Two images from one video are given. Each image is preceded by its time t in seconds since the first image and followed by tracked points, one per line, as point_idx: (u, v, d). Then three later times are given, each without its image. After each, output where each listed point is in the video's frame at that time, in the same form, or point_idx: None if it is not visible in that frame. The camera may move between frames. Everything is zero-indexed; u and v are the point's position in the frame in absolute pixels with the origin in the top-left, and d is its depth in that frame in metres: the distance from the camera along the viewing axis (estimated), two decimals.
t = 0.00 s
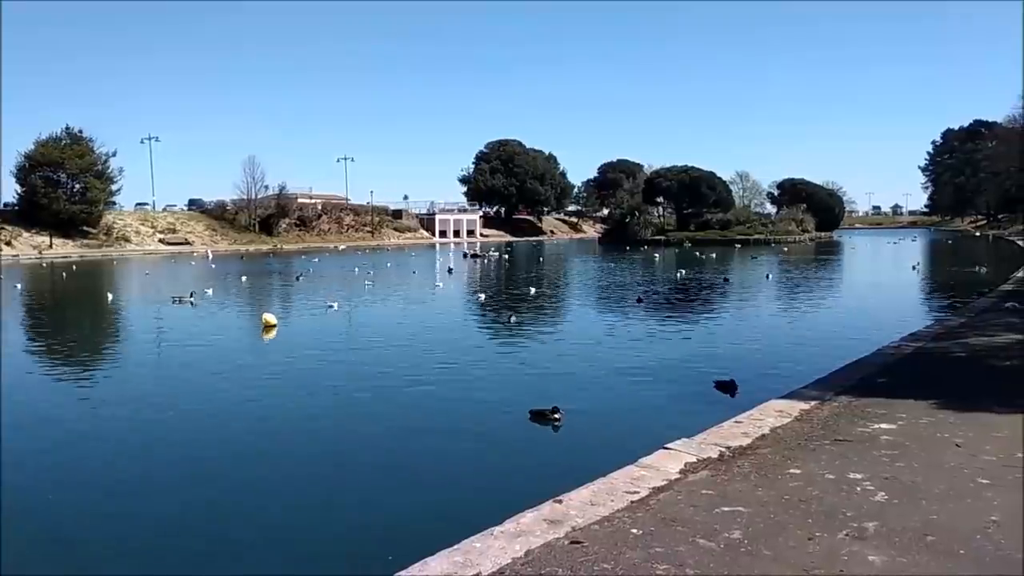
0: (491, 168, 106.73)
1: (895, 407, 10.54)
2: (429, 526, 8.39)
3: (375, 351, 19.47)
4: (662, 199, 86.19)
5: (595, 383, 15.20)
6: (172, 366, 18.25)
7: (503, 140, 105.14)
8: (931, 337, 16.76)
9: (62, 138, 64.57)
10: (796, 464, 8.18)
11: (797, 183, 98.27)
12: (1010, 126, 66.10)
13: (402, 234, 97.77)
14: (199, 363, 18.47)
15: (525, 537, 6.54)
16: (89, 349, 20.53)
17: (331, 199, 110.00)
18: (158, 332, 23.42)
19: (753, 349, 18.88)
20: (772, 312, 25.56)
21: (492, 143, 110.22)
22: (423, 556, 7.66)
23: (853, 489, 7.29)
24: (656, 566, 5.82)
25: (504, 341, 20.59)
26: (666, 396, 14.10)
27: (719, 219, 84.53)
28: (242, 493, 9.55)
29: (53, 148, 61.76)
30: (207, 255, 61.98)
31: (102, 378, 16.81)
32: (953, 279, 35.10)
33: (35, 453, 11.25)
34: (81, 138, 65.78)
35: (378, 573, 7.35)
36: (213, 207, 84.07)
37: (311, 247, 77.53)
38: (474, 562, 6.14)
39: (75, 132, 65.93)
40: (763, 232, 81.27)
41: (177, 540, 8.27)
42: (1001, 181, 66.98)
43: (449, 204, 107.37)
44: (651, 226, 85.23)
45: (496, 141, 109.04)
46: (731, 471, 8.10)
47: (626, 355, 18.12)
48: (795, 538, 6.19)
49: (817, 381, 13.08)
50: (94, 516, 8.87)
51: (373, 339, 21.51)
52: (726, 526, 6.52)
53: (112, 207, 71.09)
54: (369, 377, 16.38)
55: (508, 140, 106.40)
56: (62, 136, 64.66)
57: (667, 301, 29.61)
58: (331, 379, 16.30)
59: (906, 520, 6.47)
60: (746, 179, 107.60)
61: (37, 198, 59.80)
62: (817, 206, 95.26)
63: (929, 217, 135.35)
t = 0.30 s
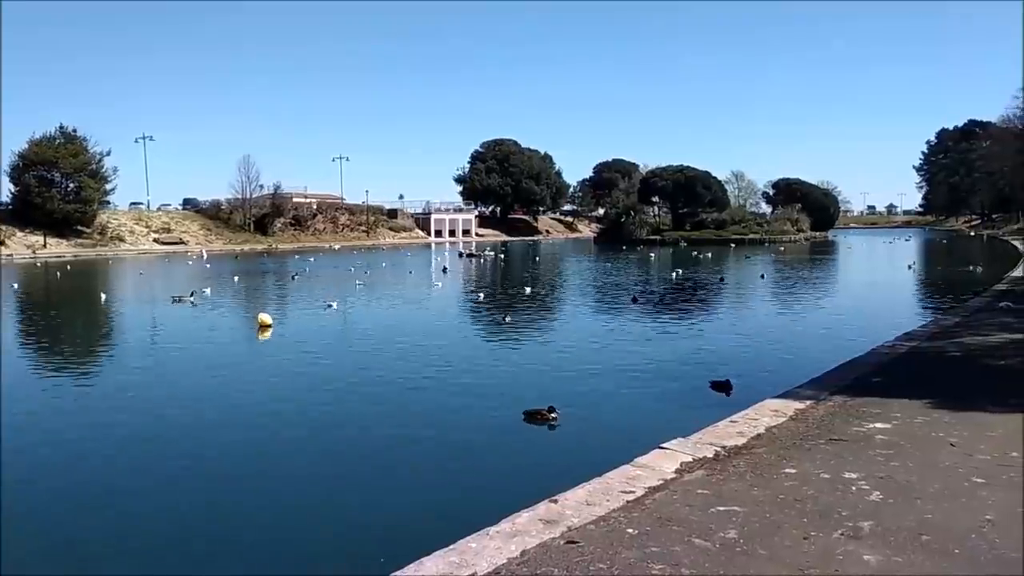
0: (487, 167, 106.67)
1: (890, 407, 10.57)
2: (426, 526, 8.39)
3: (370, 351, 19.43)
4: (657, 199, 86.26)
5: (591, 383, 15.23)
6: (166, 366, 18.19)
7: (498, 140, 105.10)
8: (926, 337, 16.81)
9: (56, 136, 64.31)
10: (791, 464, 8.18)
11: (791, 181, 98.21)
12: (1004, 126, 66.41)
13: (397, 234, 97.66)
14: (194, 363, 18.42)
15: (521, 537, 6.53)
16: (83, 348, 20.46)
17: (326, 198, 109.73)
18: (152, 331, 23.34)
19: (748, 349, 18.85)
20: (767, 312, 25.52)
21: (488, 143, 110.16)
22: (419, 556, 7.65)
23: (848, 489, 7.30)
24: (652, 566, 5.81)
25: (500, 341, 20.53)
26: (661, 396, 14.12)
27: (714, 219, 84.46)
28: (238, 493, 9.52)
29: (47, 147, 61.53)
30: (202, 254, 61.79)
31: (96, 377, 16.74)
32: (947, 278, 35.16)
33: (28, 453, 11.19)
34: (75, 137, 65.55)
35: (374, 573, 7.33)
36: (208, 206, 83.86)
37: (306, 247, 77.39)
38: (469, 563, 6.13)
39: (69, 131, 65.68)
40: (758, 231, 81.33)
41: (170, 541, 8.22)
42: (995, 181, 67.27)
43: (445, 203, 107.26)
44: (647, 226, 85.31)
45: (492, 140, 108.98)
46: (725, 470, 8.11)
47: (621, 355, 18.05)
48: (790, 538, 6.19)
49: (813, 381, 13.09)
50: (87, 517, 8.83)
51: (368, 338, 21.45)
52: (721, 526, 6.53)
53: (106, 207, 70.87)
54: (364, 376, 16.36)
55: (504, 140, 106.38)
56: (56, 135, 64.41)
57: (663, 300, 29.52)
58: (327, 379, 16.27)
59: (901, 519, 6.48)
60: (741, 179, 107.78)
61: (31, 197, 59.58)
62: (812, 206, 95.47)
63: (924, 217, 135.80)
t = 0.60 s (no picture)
0: (481, 167, 106.58)
1: (883, 406, 10.59)
2: (421, 526, 8.38)
3: (363, 351, 19.40)
4: (652, 199, 86.33)
5: (585, 382, 15.27)
6: (161, 365, 18.16)
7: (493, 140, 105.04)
8: (917, 336, 16.91)
9: (49, 136, 63.97)
10: (785, 464, 8.19)
11: (785, 182, 99.14)
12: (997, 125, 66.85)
13: (391, 234, 97.54)
14: (189, 363, 18.40)
15: (515, 538, 6.52)
16: (77, 348, 20.37)
17: (320, 198, 109.54)
18: (146, 331, 23.26)
19: (741, 349, 18.80)
20: (760, 312, 25.50)
21: (482, 142, 110.08)
22: (413, 557, 7.64)
23: (841, 489, 7.32)
24: (646, 566, 5.81)
25: (493, 341, 20.51)
26: (655, 396, 14.13)
27: (708, 218, 84.93)
28: (232, 493, 9.50)
29: (40, 146, 61.20)
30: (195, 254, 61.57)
31: (90, 377, 16.71)
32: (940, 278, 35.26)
33: (20, 454, 11.13)
34: (68, 136, 65.22)
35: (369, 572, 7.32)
36: (202, 205, 83.59)
37: (300, 247, 77.21)
38: (464, 563, 6.12)
39: (61, 130, 65.37)
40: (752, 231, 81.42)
41: (164, 542, 8.19)
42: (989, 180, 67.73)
43: (439, 203, 107.16)
44: (641, 225, 85.40)
45: (486, 140, 108.87)
46: (719, 470, 8.11)
47: (614, 356, 18.00)
48: (784, 538, 6.20)
49: (806, 380, 13.12)
50: (79, 518, 8.78)
51: (362, 338, 21.41)
52: (714, 526, 6.54)
53: (99, 206, 70.59)
54: (359, 376, 16.38)
55: (498, 139, 106.33)
56: (49, 134, 64.08)
57: (657, 301, 29.46)
58: (323, 378, 16.27)
59: (895, 518, 6.50)
60: (735, 179, 108.02)
61: (24, 196, 59.29)
62: (806, 205, 95.67)
63: (917, 217, 136.44)
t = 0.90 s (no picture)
0: (474, 167, 106.50)
1: (875, 406, 10.62)
2: (414, 526, 8.37)
3: (356, 351, 19.37)
4: (645, 199, 86.46)
5: (578, 382, 15.28)
6: (153, 365, 18.09)
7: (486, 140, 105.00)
8: (909, 336, 16.96)
9: (40, 135, 63.62)
10: (777, 463, 8.22)
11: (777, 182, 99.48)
12: (988, 125, 67.24)
13: (384, 233, 97.42)
14: (181, 363, 18.35)
15: (508, 538, 6.52)
16: (69, 348, 20.29)
17: (313, 198, 109.30)
18: (139, 331, 23.18)
19: (732, 349, 18.80)
20: (752, 312, 25.52)
21: (476, 142, 109.99)
22: (406, 557, 7.63)
23: (833, 488, 7.35)
24: (639, 566, 5.82)
25: (485, 341, 20.48)
26: (648, 395, 14.14)
27: (701, 219, 85.19)
28: (225, 494, 9.48)
29: (31, 145, 60.84)
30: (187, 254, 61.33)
31: (82, 378, 16.64)
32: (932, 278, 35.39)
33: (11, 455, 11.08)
34: (60, 135, 64.87)
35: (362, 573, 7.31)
36: (194, 205, 83.33)
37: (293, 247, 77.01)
38: (456, 563, 6.12)
39: (53, 129, 65.02)
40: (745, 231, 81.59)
41: (155, 542, 8.17)
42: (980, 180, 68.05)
43: (433, 203, 107.05)
44: (634, 225, 85.53)
45: (479, 140, 108.81)
46: (712, 470, 8.13)
47: (607, 356, 18.00)
48: (775, 537, 6.22)
49: (798, 380, 13.16)
50: (70, 518, 8.74)
51: (355, 338, 21.37)
52: (707, 525, 6.56)
53: (91, 206, 70.27)
54: (353, 376, 16.35)
55: (491, 139, 106.31)
56: (40, 134, 63.72)
57: (650, 301, 29.43)
58: (316, 378, 16.24)
59: (885, 517, 6.53)
60: (728, 179, 108.28)
61: (15, 196, 58.98)
62: (798, 205, 95.87)
63: (910, 217, 136.82)
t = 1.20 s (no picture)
0: (467, 166, 106.41)
1: (867, 405, 10.66)
2: (408, 526, 8.37)
3: (349, 351, 19.35)
4: (637, 199, 86.52)
5: (571, 382, 15.29)
6: (145, 366, 18.01)
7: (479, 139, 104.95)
8: (899, 336, 17.01)
9: (30, 135, 63.22)
10: (769, 463, 8.23)
11: (769, 182, 99.25)
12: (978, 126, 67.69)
13: (377, 233, 97.26)
14: (173, 363, 18.28)
15: (501, 537, 6.52)
16: (59, 349, 20.19)
17: (305, 197, 109.08)
18: (130, 332, 23.07)
19: (727, 349, 18.78)
20: (746, 312, 25.49)
21: (469, 142, 109.88)
22: (400, 556, 7.62)
23: (825, 486, 7.38)
24: (631, 565, 5.83)
25: (478, 341, 20.40)
26: (641, 395, 14.16)
27: (694, 218, 85.29)
28: (219, 494, 9.45)
29: (21, 144, 60.46)
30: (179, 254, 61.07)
31: (74, 378, 16.58)
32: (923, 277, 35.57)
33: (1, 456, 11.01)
34: (50, 135, 64.48)
35: (355, 573, 7.29)
36: (186, 205, 82.99)
37: (285, 246, 76.80)
38: (449, 563, 6.11)
39: (43, 129, 64.63)
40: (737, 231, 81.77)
41: (146, 542, 8.14)
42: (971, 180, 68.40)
43: (425, 203, 106.94)
44: (627, 225, 85.63)
45: (472, 140, 108.75)
46: (704, 469, 8.14)
47: (601, 356, 17.95)
48: (767, 536, 6.24)
49: (790, 379, 13.19)
50: (61, 519, 8.68)
51: (348, 338, 21.32)
52: (699, 524, 6.57)
53: (82, 206, 69.97)
54: (345, 376, 16.34)
55: (484, 139, 106.25)
56: (30, 133, 63.32)
57: (643, 300, 29.36)
58: (308, 378, 16.20)
59: (878, 516, 6.56)
60: (720, 179, 108.34)
61: (5, 195, 58.63)
62: (790, 205, 96.21)
63: (901, 217, 137.53)
